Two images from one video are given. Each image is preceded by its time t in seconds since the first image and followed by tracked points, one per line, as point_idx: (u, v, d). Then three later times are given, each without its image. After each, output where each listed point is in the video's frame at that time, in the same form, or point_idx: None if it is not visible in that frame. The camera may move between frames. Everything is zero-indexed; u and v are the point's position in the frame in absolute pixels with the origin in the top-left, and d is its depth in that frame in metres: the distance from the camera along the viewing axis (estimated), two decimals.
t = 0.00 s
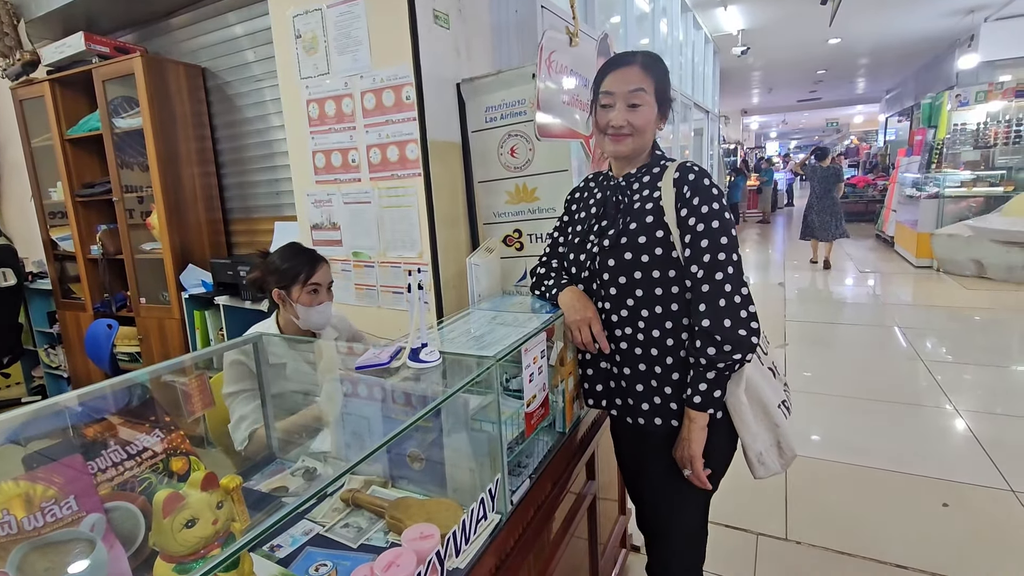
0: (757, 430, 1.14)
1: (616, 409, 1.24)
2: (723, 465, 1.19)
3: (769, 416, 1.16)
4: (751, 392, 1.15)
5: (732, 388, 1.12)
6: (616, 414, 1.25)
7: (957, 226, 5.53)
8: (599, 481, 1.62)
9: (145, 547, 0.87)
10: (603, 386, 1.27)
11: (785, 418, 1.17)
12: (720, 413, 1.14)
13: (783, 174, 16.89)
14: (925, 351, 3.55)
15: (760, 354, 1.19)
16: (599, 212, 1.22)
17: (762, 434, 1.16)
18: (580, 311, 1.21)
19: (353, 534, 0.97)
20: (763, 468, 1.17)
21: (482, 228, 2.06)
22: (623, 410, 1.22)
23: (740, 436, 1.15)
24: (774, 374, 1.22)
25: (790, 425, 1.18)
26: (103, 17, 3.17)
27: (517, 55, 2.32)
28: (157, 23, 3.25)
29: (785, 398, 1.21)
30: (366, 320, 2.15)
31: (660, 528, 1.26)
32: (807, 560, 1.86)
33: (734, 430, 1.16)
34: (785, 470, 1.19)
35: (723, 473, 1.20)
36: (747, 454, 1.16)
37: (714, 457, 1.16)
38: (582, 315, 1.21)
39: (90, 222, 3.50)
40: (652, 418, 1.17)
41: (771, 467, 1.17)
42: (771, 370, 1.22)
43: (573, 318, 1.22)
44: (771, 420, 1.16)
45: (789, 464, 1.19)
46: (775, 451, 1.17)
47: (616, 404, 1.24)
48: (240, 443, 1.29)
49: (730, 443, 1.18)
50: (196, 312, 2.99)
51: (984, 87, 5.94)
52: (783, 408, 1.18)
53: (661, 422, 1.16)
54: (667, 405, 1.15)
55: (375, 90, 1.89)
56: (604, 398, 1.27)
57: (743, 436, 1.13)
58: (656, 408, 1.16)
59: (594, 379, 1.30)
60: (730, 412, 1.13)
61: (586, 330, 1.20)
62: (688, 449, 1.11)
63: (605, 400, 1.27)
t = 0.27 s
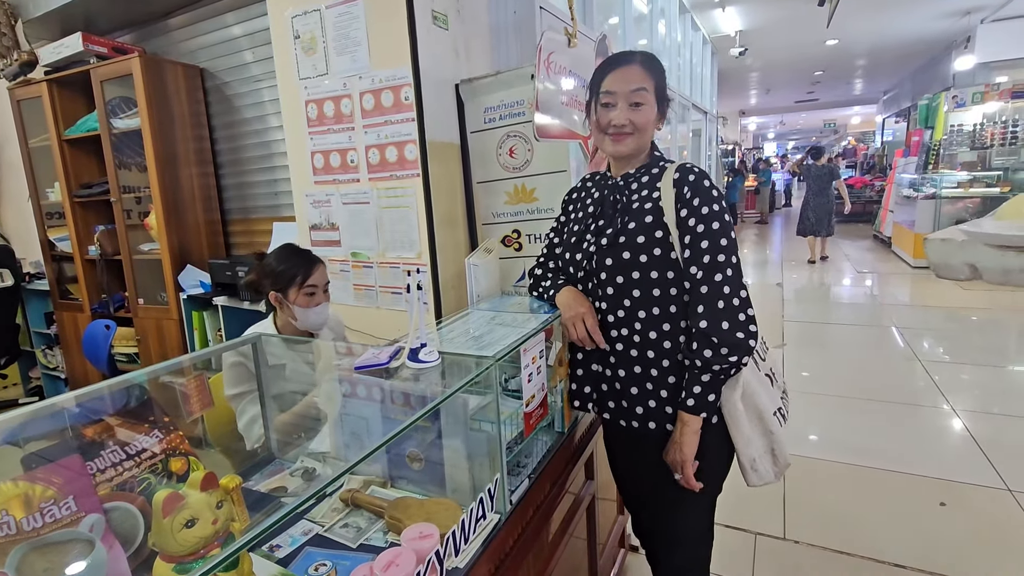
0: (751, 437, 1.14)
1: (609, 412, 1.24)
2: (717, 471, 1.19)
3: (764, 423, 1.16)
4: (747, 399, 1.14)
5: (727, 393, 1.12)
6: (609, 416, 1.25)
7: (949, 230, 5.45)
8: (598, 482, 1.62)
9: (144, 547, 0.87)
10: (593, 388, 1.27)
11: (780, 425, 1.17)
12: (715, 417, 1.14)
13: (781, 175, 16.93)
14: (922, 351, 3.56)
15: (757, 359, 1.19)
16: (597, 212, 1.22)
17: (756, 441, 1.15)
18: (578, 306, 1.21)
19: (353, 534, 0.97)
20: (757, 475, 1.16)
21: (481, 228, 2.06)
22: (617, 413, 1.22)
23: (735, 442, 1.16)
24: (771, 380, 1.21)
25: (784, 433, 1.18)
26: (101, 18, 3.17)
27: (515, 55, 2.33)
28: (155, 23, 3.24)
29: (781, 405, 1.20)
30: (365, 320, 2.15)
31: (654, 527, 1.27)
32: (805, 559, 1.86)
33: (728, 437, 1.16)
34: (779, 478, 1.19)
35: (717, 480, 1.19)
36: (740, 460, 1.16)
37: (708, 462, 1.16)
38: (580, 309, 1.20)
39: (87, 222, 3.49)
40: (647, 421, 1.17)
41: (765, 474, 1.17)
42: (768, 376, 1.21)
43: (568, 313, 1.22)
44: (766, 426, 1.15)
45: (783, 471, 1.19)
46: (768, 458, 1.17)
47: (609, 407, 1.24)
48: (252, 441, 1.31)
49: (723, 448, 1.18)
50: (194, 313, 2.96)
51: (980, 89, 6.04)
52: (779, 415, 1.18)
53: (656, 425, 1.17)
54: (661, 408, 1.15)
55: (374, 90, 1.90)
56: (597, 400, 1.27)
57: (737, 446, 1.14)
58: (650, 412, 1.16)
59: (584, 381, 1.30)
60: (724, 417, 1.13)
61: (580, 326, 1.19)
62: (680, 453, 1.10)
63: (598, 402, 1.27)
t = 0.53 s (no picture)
0: (750, 441, 1.15)
1: (606, 417, 1.24)
2: (714, 474, 1.20)
3: (764, 427, 1.17)
4: (749, 404, 1.14)
5: (728, 404, 1.12)
6: (606, 421, 1.25)
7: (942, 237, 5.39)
8: (595, 482, 1.62)
9: (143, 548, 0.87)
10: (590, 393, 1.27)
11: (779, 429, 1.18)
12: (711, 421, 1.15)
13: (778, 176, 16.98)
14: (919, 351, 3.57)
15: (757, 363, 1.19)
16: (590, 215, 1.23)
17: (756, 445, 1.16)
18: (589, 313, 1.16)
19: (351, 534, 0.97)
20: (757, 480, 1.17)
21: (479, 229, 2.07)
22: (613, 418, 1.23)
23: (734, 448, 1.16)
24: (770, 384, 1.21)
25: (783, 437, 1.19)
26: (98, 18, 3.16)
27: (513, 56, 2.33)
28: (153, 24, 3.24)
29: (779, 408, 1.21)
30: (363, 320, 2.15)
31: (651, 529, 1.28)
32: (803, 559, 1.87)
33: (726, 442, 1.18)
34: (776, 482, 1.20)
35: (713, 483, 1.21)
36: (739, 464, 1.17)
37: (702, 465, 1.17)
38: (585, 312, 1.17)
39: (84, 224, 3.48)
40: (643, 428, 1.18)
41: (764, 479, 1.17)
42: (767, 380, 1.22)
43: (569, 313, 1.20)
44: (766, 430, 1.17)
45: (782, 475, 1.20)
46: (768, 462, 1.18)
47: (605, 412, 1.24)
48: (246, 444, 1.32)
49: (721, 452, 1.19)
50: (191, 314, 2.93)
51: (976, 89, 5.91)
52: (778, 418, 1.19)
53: (651, 432, 1.17)
54: (656, 413, 1.15)
55: (372, 91, 1.90)
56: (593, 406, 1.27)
57: (736, 450, 1.16)
58: (644, 417, 1.17)
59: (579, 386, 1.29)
60: (725, 422, 1.14)
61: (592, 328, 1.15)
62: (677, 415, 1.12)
63: (593, 408, 1.27)
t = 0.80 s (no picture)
0: (733, 445, 1.14)
1: (603, 421, 1.22)
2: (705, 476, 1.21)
3: (748, 431, 1.15)
4: (731, 406, 1.14)
5: (710, 406, 1.12)
6: (603, 425, 1.23)
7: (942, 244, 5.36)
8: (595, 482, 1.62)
9: (141, 551, 0.87)
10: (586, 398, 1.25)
11: (764, 434, 1.16)
12: (701, 422, 1.15)
13: (774, 177, 17.03)
14: (915, 351, 3.59)
15: (745, 365, 1.18)
16: (588, 219, 1.24)
17: (739, 448, 1.15)
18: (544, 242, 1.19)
19: (350, 536, 0.97)
20: (738, 484, 1.16)
21: (477, 230, 2.07)
22: (611, 422, 1.21)
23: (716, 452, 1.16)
24: (760, 389, 1.20)
25: (768, 442, 1.17)
26: (95, 19, 3.15)
27: (511, 58, 2.33)
28: (150, 25, 3.23)
29: (767, 413, 1.19)
30: (361, 321, 2.15)
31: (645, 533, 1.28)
32: (801, 558, 1.88)
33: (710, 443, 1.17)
34: (762, 487, 1.18)
35: (701, 485, 1.21)
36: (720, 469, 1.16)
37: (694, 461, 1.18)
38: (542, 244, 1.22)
39: (81, 225, 3.47)
40: (641, 428, 1.16)
41: (746, 483, 1.17)
42: (758, 384, 1.20)
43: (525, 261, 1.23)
44: (750, 434, 1.15)
45: (766, 481, 1.18)
46: (751, 468, 1.17)
47: (601, 416, 1.23)
48: (242, 443, 1.31)
49: (706, 454, 1.19)
50: (189, 316, 2.92)
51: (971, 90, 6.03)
52: (763, 422, 1.17)
53: (650, 430, 1.15)
54: (655, 410, 1.14)
55: (370, 92, 1.90)
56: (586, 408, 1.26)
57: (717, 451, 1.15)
58: (644, 416, 1.15)
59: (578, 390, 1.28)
60: (708, 422, 1.14)
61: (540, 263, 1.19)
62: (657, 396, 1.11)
63: (590, 412, 1.25)
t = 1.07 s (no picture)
0: (718, 451, 1.14)
1: (588, 427, 1.23)
2: (693, 484, 1.21)
3: (733, 438, 1.15)
4: (715, 410, 1.14)
5: (692, 412, 1.12)
6: (587, 432, 1.23)
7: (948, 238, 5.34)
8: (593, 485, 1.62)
9: (141, 553, 0.86)
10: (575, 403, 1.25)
11: (752, 441, 1.15)
12: (685, 426, 1.16)
13: (771, 178, 17.09)
14: (911, 352, 3.60)
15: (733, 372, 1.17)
16: (573, 228, 1.25)
17: (725, 455, 1.15)
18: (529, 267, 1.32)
19: (348, 538, 0.97)
20: (726, 493, 1.16)
21: (475, 232, 2.07)
22: (594, 428, 1.21)
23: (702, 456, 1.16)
24: (753, 396, 1.20)
25: (756, 451, 1.16)
26: (91, 21, 3.15)
27: (508, 59, 2.33)
28: (147, 26, 3.23)
29: (758, 420, 1.18)
30: (359, 322, 2.14)
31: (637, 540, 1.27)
32: (798, 559, 1.88)
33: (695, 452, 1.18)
34: (750, 496, 1.18)
35: (692, 490, 1.21)
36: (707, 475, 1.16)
37: (683, 468, 1.18)
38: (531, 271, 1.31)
39: (77, 227, 3.46)
40: (625, 433, 1.16)
41: (735, 492, 1.16)
42: (751, 391, 1.20)
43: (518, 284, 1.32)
44: (736, 442, 1.15)
45: (755, 490, 1.17)
46: (738, 475, 1.16)
47: (587, 422, 1.22)
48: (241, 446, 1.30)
49: (693, 460, 1.19)
50: (186, 317, 2.91)
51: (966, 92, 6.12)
52: (752, 429, 1.16)
53: (634, 435, 1.16)
54: (637, 416, 1.14)
55: (367, 94, 1.90)
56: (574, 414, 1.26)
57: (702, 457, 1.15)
58: (626, 421, 1.15)
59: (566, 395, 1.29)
60: (693, 427, 1.14)
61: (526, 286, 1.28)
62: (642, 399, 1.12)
63: (576, 418, 1.25)
